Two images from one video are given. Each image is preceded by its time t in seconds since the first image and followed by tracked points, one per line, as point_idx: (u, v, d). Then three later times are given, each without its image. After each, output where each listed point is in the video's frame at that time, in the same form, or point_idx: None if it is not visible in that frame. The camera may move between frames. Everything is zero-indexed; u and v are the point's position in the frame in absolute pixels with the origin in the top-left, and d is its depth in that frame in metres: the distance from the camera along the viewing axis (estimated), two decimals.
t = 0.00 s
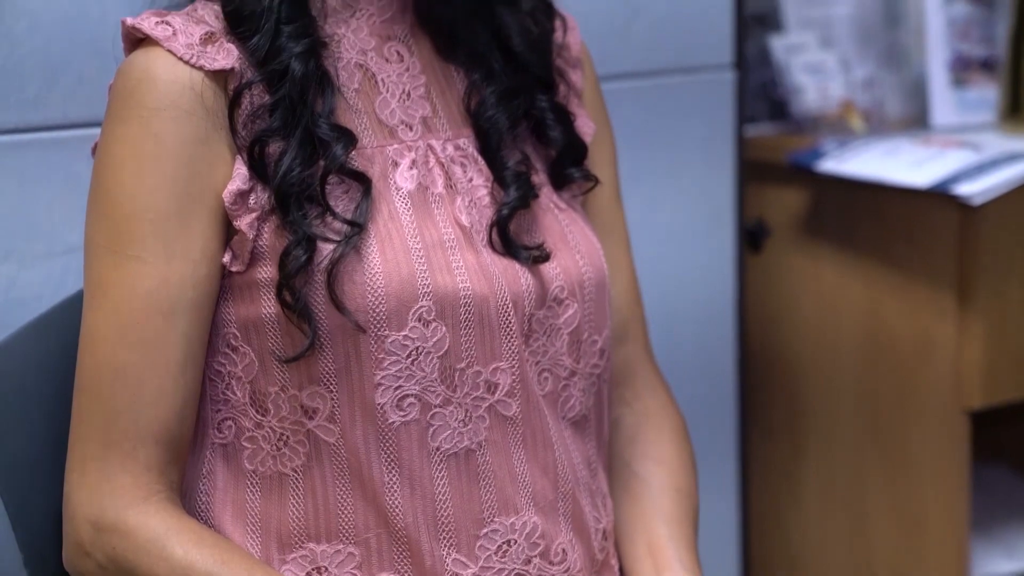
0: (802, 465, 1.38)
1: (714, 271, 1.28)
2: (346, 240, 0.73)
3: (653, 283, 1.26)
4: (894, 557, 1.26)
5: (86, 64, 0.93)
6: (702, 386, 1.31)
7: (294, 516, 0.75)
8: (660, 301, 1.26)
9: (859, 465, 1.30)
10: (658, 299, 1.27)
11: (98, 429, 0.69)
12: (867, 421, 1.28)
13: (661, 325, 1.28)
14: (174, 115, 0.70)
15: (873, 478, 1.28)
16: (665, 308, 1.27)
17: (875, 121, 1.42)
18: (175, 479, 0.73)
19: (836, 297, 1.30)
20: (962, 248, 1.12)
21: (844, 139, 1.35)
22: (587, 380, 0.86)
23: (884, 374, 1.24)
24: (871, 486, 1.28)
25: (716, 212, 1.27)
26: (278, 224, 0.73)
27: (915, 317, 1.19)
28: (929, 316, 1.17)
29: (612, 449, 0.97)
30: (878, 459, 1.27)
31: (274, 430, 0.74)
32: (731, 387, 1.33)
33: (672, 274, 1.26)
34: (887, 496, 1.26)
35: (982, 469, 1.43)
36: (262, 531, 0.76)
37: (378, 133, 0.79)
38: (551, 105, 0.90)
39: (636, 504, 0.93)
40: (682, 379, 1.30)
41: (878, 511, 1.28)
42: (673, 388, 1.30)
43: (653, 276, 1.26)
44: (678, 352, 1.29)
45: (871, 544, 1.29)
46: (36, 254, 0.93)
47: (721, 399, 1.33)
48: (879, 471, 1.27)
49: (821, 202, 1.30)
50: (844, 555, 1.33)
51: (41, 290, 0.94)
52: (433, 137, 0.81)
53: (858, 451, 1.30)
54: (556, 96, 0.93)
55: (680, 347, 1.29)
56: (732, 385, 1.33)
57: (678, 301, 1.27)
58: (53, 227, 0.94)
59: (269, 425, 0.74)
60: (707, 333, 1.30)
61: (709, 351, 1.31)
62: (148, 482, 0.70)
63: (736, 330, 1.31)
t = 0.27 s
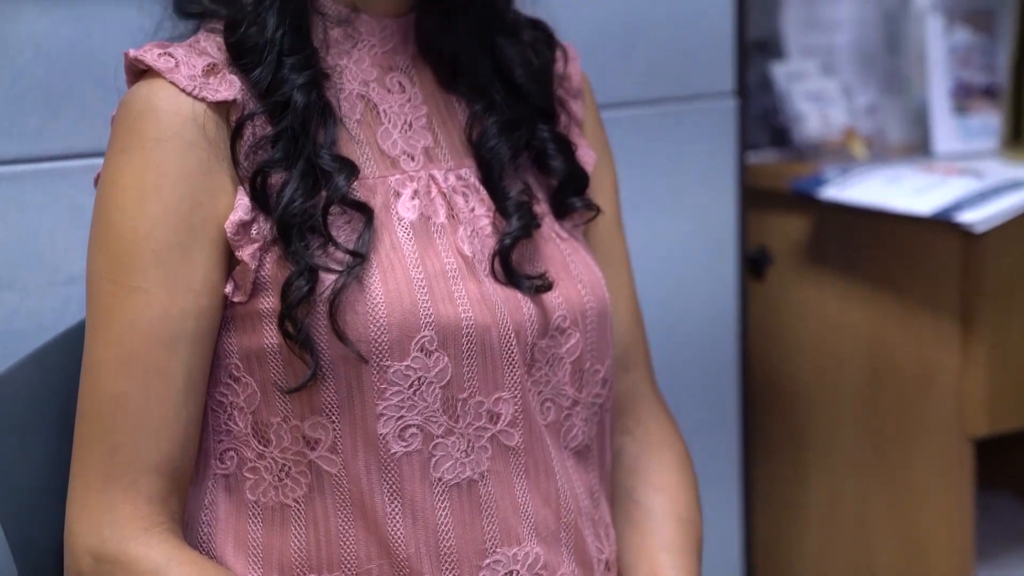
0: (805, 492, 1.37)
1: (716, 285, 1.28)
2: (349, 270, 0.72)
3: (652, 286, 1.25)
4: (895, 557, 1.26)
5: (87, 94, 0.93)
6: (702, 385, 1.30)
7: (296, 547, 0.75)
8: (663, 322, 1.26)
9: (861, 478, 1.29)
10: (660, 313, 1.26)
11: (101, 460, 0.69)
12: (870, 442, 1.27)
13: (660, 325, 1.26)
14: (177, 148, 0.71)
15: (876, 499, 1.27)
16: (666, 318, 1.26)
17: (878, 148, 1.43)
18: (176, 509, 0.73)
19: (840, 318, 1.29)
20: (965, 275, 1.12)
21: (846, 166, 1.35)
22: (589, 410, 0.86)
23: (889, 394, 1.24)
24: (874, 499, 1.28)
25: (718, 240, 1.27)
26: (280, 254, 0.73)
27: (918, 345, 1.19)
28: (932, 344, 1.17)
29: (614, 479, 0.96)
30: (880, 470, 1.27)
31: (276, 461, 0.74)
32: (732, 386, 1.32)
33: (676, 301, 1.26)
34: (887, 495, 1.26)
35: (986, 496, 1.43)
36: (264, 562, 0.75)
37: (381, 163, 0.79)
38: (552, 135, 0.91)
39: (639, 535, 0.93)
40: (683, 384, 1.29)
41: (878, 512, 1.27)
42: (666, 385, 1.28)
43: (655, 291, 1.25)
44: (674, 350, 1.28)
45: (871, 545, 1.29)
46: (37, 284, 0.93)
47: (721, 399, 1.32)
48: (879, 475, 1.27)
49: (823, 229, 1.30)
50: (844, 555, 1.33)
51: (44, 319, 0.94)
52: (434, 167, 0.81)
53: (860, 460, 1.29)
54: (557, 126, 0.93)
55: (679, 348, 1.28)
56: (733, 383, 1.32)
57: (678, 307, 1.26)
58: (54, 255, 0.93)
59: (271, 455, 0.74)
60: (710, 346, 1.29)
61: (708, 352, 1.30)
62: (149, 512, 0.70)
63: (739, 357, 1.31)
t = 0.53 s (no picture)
0: (811, 514, 1.37)
1: (720, 307, 1.29)
2: (357, 296, 0.72)
3: (656, 298, 1.24)
4: (895, 556, 1.26)
5: (95, 120, 0.93)
6: (702, 384, 1.30)
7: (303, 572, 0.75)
8: (668, 345, 1.26)
9: (865, 499, 1.29)
10: (666, 335, 1.26)
11: (108, 486, 0.69)
12: (876, 464, 1.27)
13: (667, 348, 1.26)
14: (184, 171, 0.71)
15: (881, 520, 1.27)
16: (672, 340, 1.26)
17: (882, 170, 1.42)
18: (183, 533, 0.73)
19: (845, 336, 1.29)
20: (972, 298, 1.12)
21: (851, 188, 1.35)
22: (596, 435, 0.86)
23: (894, 411, 1.24)
24: (878, 521, 1.28)
25: (723, 262, 1.28)
26: (288, 280, 0.73)
27: (925, 368, 1.19)
28: (939, 367, 1.17)
29: (622, 504, 0.96)
30: (882, 481, 1.26)
31: (283, 486, 0.74)
32: (732, 385, 1.32)
33: (682, 324, 1.26)
34: (890, 506, 1.26)
35: (993, 519, 1.42)
36: None
37: (389, 188, 0.79)
38: (561, 162, 0.90)
39: (648, 560, 0.92)
40: (683, 385, 1.28)
41: (881, 526, 1.27)
42: (670, 395, 1.28)
43: (661, 314, 1.25)
44: (675, 349, 1.27)
45: (874, 556, 1.29)
46: (43, 309, 0.93)
47: (721, 398, 1.31)
48: (882, 487, 1.27)
49: (828, 252, 1.30)
50: (847, 565, 1.32)
51: (50, 343, 0.93)
52: (442, 193, 0.81)
53: (864, 477, 1.29)
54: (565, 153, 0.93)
55: (679, 348, 1.27)
56: (735, 387, 1.32)
57: (678, 316, 1.26)
58: (60, 281, 0.93)
59: (278, 480, 0.74)
60: (714, 367, 1.30)
61: (710, 356, 1.29)
62: (156, 537, 0.70)
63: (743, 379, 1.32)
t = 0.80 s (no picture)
0: (818, 536, 1.37)
1: (725, 329, 1.29)
2: (361, 317, 0.72)
3: (662, 320, 1.24)
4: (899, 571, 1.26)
5: (101, 145, 0.94)
6: (709, 402, 1.29)
7: None
8: (674, 367, 1.26)
9: (871, 521, 1.29)
10: (671, 358, 1.26)
11: (113, 508, 0.70)
12: (882, 485, 1.27)
13: (672, 370, 1.26)
14: (191, 197, 0.71)
15: (887, 542, 1.27)
16: (678, 362, 1.26)
17: (888, 192, 1.40)
18: (187, 556, 0.73)
19: (852, 357, 1.29)
20: (978, 320, 1.12)
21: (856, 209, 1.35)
22: (602, 457, 0.86)
23: (900, 432, 1.23)
24: (884, 542, 1.27)
25: (727, 284, 1.28)
26: (293, 301, 0.73)
27: (930, 389, 1.19)
28: (945, 388, 1.17)
29: (629, 526, 0.96)
30: (886, 499, 1.26)
31: (287, 508, 0.74)
32: (738, 407, 1.32)
33: (687, 346, 1.26)
34: (896, 527, 1.25)
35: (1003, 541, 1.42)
36: None
37: (392, 211, 0.79)
38: (563, 185, 0.90)
39: None
40: (688, 404, 1.28)
41: (886, 547, 1.27)
42: (677, 418, 1.28)
43: (667, 336, 1.25)
44: (677, 354, 1.26)
45: None
46: (49, 332, 0.93)
47: (727, 415, 1.31)
48: (888, 509, 1.26)
49: (833, 273, 1.30)
50: None
51: (56, 367, 0.93)
52: (446, 216, 0.81)
53: (870, 499, 1.29)
54: (568, 176, 0.93)
55: (683, 361, 1.26)
56: (741, 409, 1.32)
57: (682, 331, 1.26)
58: (67, 304, 0.93)
59: (282, 502, 0.74)
60: (720, 389, 1.30)
61: (716, 378, 1.29)
62: (161, 560, 0.71)
63: (748, 401, 1.32)
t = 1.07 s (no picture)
0: (823, 563, 1.36)
1: (730, 356, 1.29)
2: (368, 350, 0.72)
3: (668, 347, 1.24)
4: None
5: (110, 172, 0.93)
6: (716, 431, 1.29)
7: None
8: (679, 393, 1.26)
9: (876, 548, 1.28)
10: (677, 384, 1.25)
11: (118, 541, 0.70)
12: (887, 512, 1.26)
13: (677, 397, 1.26)
14: (198, 227, 0.71)
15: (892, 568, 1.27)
16: (683, 389, 1.26)
17: (893, 217, 1.40)
18: None
19: (857, 384, 1.29)
20: (985, 350, 1.12)
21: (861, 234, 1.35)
22: (609, 489, 0.85)
23: (906, 460, 1.23)
24: (889, 569, 1.27)
25: (733, 311, 1.28)
26: (299, 334, 0.73)
27: (937, 417, 1.18)
28: (952, 417, 1.17)
29: (634, 557, 0.96)
30: (892, 525, 1.26)
31: (294, 540, 0.74)
32: (744, 434, 1.31)
33: (692, 373, 1.26)
34: (901, 554, 1.25)
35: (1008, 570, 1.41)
36: None
37: (400, 244, 0.79)
38: (571, 217, 0.90)
39: None
40: (695, 432, 1.28)
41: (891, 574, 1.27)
42: (683, 444, 1.27)
43: (672, 363, 1.25)
44: (683, 385, 1.26)
45: None
46: (56, 360, 0.92)
47: (733, 443, 1.31)
48: (893, 536, 1.26)
49: (838, 300, 1.29)
50: None
51: (62, 396, 0.93)
52: (453, 248, 0.81)
53: (875, 526, 1.28)
54: (576, 208, 0.93)
55: (688, 390, 1.26)
56: (747, 435, 1.32)
57: (688, 359, 1.26)
58: (74, 332, 0.93)
59: (289, 535, 0.74)
60: (726, 415, 1.30)
61: (721, 404, 1.29)
62: None
63: (754, 428, 1.31)
